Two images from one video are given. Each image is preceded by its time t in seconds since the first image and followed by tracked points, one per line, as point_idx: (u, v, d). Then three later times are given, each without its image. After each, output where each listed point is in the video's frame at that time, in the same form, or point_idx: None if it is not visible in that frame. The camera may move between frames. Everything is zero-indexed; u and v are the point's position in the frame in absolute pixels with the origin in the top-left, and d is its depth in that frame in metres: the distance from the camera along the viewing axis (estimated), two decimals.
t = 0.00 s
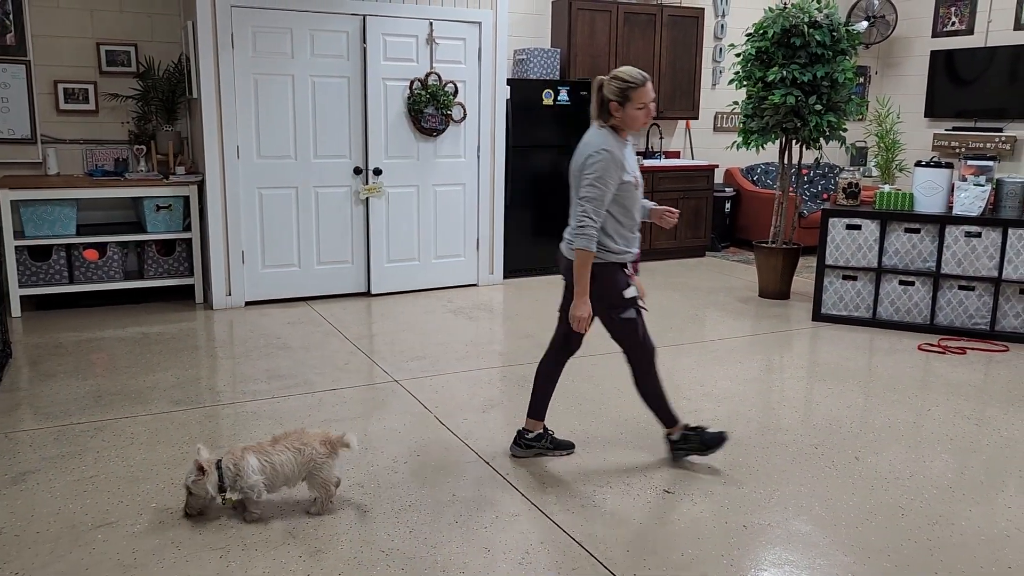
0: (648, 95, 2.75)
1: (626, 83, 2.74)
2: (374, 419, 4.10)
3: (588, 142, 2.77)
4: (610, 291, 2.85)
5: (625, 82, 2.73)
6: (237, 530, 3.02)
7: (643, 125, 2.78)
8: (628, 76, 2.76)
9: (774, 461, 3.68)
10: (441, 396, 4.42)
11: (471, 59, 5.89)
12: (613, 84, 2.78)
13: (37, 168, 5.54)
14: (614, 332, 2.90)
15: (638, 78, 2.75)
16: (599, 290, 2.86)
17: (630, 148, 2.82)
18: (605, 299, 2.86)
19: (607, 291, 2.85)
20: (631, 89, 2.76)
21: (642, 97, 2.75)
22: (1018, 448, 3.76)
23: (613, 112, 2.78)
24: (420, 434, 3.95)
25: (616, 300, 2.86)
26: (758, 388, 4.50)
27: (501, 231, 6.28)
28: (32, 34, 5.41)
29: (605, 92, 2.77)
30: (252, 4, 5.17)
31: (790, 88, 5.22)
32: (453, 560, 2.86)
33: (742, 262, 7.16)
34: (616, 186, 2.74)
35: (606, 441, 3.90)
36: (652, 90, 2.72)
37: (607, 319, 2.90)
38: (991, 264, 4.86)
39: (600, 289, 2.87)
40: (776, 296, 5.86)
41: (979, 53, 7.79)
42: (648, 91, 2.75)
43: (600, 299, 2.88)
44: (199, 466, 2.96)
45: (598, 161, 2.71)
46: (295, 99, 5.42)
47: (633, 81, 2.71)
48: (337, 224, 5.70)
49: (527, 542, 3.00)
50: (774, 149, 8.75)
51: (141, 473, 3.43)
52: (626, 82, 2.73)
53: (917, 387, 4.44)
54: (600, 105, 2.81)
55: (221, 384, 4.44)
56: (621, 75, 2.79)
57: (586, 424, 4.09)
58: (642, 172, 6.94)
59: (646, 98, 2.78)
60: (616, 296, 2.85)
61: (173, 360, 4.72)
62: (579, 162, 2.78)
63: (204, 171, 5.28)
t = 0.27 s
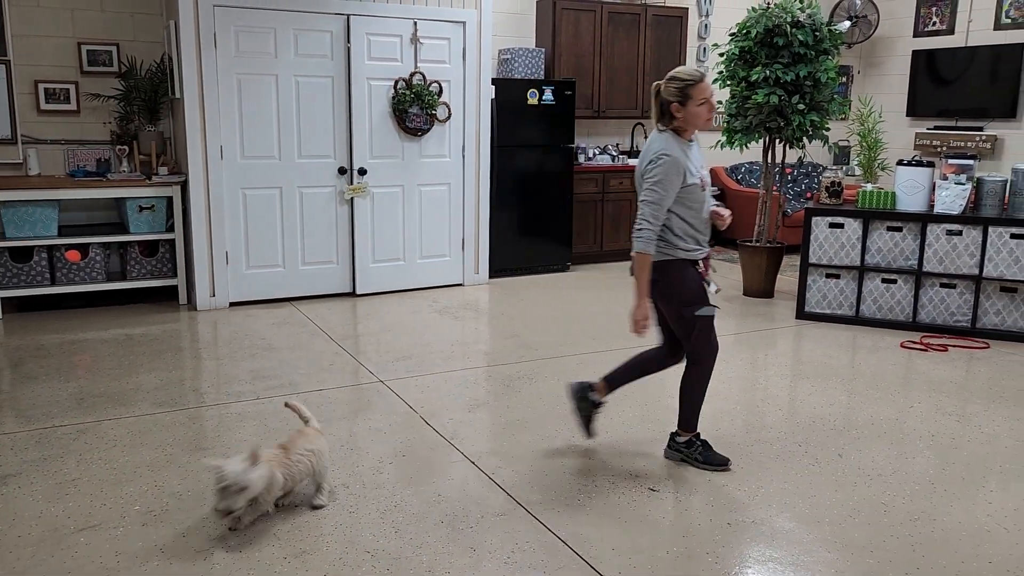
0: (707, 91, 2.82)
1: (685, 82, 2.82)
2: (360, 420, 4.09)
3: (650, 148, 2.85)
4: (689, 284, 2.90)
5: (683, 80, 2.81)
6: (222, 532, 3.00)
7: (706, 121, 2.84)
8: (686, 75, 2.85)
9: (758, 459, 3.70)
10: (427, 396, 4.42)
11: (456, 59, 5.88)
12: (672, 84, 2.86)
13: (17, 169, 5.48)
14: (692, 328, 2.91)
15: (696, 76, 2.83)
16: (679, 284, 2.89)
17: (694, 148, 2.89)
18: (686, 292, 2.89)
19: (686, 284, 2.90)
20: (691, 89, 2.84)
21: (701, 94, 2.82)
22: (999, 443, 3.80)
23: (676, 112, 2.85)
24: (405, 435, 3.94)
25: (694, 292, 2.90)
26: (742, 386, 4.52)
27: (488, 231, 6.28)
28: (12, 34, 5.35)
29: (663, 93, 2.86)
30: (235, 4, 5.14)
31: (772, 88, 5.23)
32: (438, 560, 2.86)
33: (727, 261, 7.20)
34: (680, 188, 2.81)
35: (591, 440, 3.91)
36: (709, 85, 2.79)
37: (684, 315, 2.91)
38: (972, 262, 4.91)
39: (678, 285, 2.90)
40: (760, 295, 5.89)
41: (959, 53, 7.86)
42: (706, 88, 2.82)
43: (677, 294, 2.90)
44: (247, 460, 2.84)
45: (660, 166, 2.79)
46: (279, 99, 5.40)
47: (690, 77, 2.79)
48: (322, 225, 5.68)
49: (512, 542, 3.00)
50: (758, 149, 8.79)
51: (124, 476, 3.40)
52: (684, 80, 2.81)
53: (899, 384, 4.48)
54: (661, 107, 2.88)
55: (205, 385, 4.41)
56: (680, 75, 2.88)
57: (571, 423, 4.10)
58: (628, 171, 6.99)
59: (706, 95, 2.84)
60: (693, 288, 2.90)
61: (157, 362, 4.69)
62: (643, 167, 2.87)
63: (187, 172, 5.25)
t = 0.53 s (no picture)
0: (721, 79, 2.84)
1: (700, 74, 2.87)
2: (333, 421, 4.07)
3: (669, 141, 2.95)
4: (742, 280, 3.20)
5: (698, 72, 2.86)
6: (193, 535, 2.97)
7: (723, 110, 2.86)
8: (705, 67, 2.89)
9: (729, 455, 3.73)
10: (400, 395, 4.40)
11: (428, 57, 5.87)
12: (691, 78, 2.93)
13: None
14: (750, 322, 3.17)
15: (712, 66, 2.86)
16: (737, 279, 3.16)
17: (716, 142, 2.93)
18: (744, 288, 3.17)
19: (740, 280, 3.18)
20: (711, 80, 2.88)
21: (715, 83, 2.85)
22: (964, 436, 3.86)
23: (693, 104, 2.91)
24: (379, 435, 3.93)
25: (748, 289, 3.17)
26: (714, 383, 4.56)
27: (461, 230, 6.27)
28: None
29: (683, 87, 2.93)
30: (204, 2, 5.09)
31: (743, 87, 5.29)
32: (412, 560, 2.85)
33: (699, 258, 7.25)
34: (690, 180, 2.87)
35: (564, 437, 3.92)
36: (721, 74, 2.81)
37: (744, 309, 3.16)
38: (939, 258, 4.98)
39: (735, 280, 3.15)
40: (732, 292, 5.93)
41: (926, 53, 7.99)
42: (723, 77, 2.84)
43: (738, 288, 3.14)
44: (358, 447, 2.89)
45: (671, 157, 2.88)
46: (249, 97, 5.35)
47: (702, 68, 2.84)
48: (294, 224, 5.64)
49: (486, 540, 3.00)
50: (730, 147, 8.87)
51: (92, 480, 3.36)
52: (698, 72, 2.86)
53: (869, 379, 4.53)
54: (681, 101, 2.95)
55: (176, 387, 4.36)
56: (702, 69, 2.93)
57: (544, 421, 4.11)
58: (600, 169, 7.02)
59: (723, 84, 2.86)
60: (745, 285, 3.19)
61: (128, 364, 4.63)
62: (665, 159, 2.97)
63: (157, 171, 5.18)
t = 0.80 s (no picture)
0: (722, 79, 2.85)
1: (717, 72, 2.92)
2: (295, 422, 4.03)
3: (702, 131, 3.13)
4: (777, 279, 3.07)
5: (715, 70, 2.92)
6: (151, 540, 2.91)
7: (720, 111, 2.89)
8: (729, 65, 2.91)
9: (690, 450, 3.77)
10: (364, 395, 4.38)
11: (389, 56, 5.84)
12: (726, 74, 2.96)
13: None
14: (761, 318, 3.08)
15: (728, 66, 2.87)
16: (769, 276, 3.04)
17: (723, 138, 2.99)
18: (772, 287, 3.05)
19: (772, 278, 3.05)
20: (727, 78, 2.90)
21: (717, 83, 2.88)
22: (919, 427, 3.95)
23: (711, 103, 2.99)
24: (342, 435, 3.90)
25: (770, 290, 3.05)
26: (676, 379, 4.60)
27: (424, 228, 6.25)
28: None
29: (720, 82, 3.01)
30: None
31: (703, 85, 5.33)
32: (375, 560, 2.84)
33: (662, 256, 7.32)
34: (687, 170, 3.09)
35: (527, 434, 3.93)
36: (717, 77, 2.84)
37: (760, 308, 3.07)
38: (894, 253, 5.08)
39: (763, 275, 3.05)
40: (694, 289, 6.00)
41: (881, 53, 8.15)
42: (728, 77, 2.85)
43: (761, 284, 3.05)
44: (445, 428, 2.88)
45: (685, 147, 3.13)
46: (208, 96, 5.28)
47: (711, 65, 2.90)
48: (255, 224, 5.58)
49: (449, 539, 2.99)
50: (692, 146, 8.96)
51: (46, 486, 3.28)
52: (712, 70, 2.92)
53: (827, 373, 4.61)
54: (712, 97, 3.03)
55: (134, 391, 4.29)
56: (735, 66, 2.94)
57: (507, 418, 4.11)
58: (563, 168, 7.04)
59: (731, 84, 2.86)
60: (773, 285, 3.05)
61: (85, 368, 4.54)
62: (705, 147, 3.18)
63: (113, 171, 5.09)
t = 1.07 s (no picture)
0: (715, 76, 3.00)
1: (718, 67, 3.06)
2: (249, 425, 3.96)
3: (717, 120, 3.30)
4: (751, 273, 3.11)
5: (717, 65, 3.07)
6: (96, 549, 2.85)
7: (710, 105, 3.04)
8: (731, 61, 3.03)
9: (645, 446, 3.79)
10: (318, 397, 4.33)
11: (343, 54, 5.79)
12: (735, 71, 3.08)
13: None
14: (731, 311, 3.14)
15: (727, 62, 3.00)
16: (743, 271, 3.11)
17: (712, 128, 3.16)
18: (745, 282, 3.11)
19: (747, 274, 3.11)
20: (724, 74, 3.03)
21: (712, 79, 3.02)
22: (867, 419, 4.02)
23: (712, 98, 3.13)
24: (295, 438, 3.84)
25: (742, 286, 3.11)
26: (632, 376, 4.62)
27: (381, 228, 6.22)
28: None
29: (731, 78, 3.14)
30: None
31: (656, 84, 5.37)
32: (327, 563, 2.80)
33: (619, 254, 7.37)
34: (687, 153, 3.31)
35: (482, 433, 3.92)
36: (707, 74, 2.98)
37: (732, 301, 3.13)
38: (844, 250, 5.18)
39: (738, 269, 3.11)
40: (650, 287, 6.05)
41: (831, 53, 8.26)
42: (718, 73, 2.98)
43: (735, 277, 3.12)
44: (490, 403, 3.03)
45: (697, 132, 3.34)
46: (156, 94, 5.18)
47: (709, 62, 3.05)
48: (207, 225, 5.49)
49: (402, 540, 2.97)
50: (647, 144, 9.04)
51: None
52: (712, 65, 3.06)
53: (780, 368, 4.67)
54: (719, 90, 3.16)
55: (82, 397, 4.19)
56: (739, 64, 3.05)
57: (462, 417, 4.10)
58: (520, 168, 7.05)
59: (723, 80, 2.99)
60: (747, 280, 3.11)
61: (30, 374, 4.42)
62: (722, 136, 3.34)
63: (58, 172, 4.96)
